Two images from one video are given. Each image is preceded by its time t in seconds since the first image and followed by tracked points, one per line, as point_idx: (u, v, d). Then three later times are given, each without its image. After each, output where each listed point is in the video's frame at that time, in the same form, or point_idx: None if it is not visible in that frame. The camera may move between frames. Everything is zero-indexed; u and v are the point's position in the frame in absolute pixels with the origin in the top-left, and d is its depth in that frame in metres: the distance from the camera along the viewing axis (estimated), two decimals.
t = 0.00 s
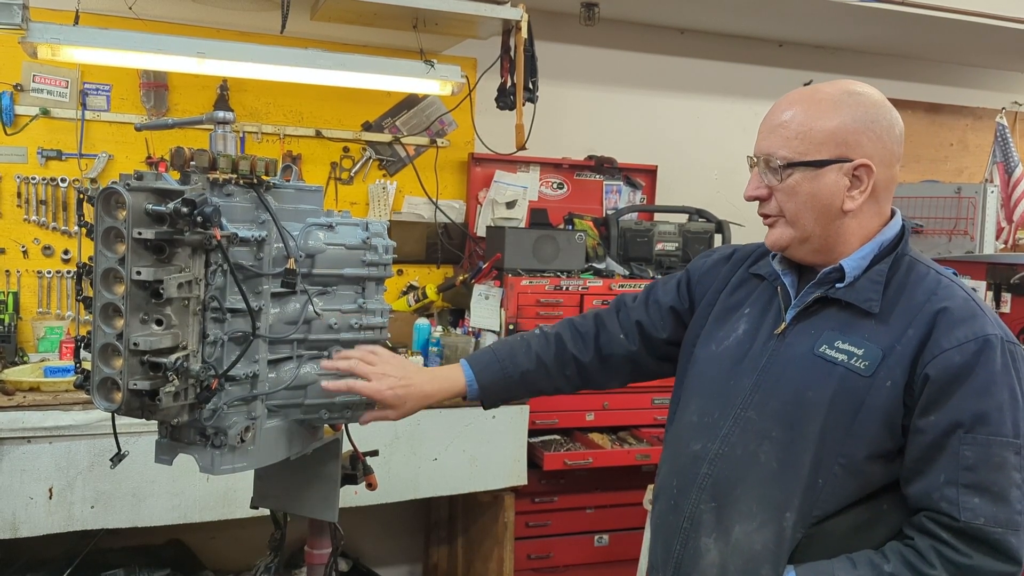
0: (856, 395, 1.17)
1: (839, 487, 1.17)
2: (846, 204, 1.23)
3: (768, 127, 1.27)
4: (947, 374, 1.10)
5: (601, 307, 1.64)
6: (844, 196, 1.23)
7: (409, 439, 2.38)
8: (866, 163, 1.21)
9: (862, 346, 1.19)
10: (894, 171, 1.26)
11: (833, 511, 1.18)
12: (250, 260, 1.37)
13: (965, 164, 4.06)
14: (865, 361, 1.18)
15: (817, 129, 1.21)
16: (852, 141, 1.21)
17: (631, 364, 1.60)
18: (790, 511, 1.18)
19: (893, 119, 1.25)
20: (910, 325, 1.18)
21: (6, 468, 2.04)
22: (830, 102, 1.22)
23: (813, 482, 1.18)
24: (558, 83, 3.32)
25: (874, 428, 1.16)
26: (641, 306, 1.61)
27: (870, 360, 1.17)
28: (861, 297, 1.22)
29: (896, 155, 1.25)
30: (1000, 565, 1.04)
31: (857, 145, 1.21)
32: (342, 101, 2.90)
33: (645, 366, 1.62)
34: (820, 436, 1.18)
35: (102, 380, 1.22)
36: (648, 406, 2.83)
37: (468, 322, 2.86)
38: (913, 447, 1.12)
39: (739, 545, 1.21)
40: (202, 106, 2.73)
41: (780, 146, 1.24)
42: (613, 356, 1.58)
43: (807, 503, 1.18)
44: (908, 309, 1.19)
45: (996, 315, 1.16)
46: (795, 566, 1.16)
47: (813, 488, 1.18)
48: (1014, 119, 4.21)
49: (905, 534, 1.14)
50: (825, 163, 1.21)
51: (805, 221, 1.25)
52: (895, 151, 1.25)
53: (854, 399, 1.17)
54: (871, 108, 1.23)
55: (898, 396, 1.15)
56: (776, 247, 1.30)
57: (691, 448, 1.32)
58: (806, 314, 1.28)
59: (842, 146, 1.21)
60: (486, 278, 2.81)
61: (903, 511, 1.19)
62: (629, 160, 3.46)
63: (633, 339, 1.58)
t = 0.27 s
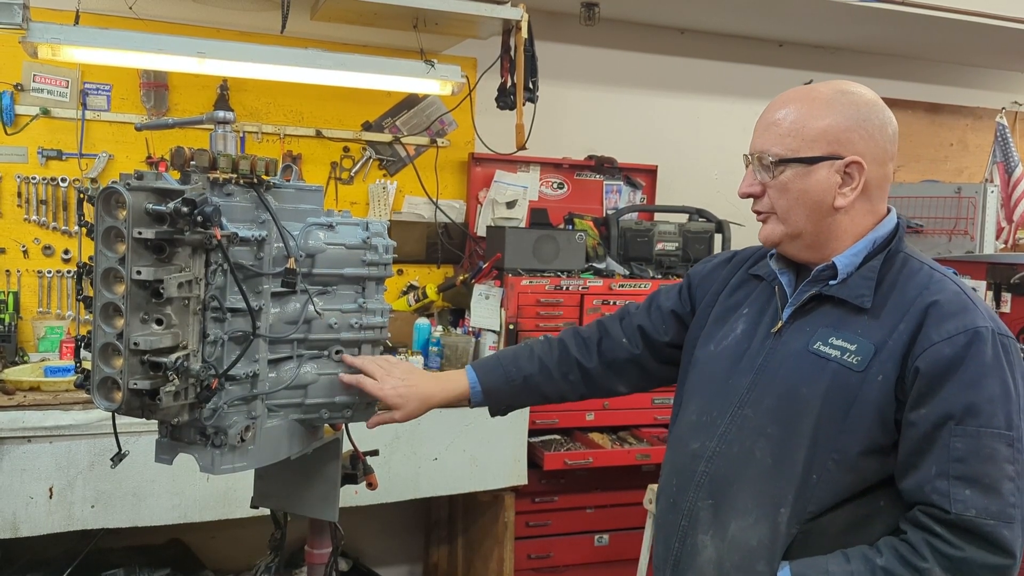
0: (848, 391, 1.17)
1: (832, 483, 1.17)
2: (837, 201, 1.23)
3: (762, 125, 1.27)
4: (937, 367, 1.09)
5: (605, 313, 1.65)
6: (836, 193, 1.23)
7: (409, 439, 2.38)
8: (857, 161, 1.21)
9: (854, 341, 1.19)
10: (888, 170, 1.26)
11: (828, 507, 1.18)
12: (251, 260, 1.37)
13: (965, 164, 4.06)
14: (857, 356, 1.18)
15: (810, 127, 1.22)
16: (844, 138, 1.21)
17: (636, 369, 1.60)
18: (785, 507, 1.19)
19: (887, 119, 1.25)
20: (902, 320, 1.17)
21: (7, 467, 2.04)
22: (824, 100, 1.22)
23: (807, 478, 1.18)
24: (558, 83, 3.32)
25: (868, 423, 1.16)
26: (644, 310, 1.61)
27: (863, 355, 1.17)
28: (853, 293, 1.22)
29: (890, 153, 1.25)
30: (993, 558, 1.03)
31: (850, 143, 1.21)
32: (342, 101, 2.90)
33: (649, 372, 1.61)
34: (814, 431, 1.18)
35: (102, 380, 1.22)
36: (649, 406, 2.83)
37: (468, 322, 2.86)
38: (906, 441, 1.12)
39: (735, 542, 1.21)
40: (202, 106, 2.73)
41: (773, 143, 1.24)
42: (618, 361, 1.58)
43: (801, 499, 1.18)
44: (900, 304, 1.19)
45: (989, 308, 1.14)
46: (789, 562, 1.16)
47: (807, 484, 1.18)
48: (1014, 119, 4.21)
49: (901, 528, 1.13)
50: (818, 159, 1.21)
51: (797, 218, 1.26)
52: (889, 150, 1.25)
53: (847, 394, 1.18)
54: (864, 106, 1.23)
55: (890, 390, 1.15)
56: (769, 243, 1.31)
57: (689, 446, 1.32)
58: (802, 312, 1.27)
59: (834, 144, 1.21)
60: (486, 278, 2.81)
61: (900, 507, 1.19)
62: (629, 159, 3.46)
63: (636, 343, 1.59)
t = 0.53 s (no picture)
0: (840, 387, 1.17)
1: (824, 478, 1.16)
2: (843, 208, 1.23)
3: (763, 131, 1.26)
4: (926, 361, 1.09)
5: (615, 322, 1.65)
6: (842, 200, 1.23)
7: (410, 439, 2.38)
8: (863, 168, 1.21)
9: (846, 337, 1.19)
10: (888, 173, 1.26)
11: (822, 502, 1.17)
12: (252, 260, 1.37)
13: (965, 164, 4.06)
14: (849, 352, 1.17)
15: (815, 135, 1.21)
16: (848, 145, 1.21)
17: (646, 373, 1.58)
18: (779, 503, 1.18)
19: (883, 122, 1.25)
20: (892, 315, 1.17)
21: (7, 467, 2.04)
22: (828, 107, 1.21)
23: (800, 474, 1.18)
24: (558, 83, 3.32)
25: (859, 420, 1.15)
26: (649, 318, 1.61)
27: (855, 351, 1.17)
28: (845, 290, 1.22)
29: (889, 157, 1.25)
30: (984, 550, 1.01)
31: (854, 150, 1.21)
32: (342, 101, 2.91)
33: (660, 378, 1.60)
34: (808, 428, 1.18)
35: (103, 379, 1.22)
36: (649, 406, 2.83)
37: (468, 322, 2.86)
38: (897, 434, 1.11)
39: (731, 537, 1.22)
40: (202, 106, 2.74)
41: (778, 152, 1.23)
42: (629, 362, 1.57)
43: (796, 494, 1.18)
44: (891, 299, 1.19)
45: (980, 302, 1.14)
46: (784, 557, 1.16)
47: (801, 480, 1.18)
48: (1014, 119, 4.21)
49: (896, 522, 1.12)
50: (826, 168, 1.21)
51: (804, 226, 1.25)
52: (888, 153, 1.25)
53: (839, 390, 1.17)
54: (864, 111, 1.23)
55: (881, 384, 1.15)
56: (773, 251, 1.30)
57: (689, 445, 1.33)
58: (797, 311, 1.27)
59: (839, 151, 1.21)
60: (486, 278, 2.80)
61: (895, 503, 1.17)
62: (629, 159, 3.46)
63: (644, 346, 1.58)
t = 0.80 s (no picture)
0: (845, 390, 1.17)
1: (828, 481, 1.17)
2: (840, 209, 1.23)
3: (759, 137, 1.27)
4: (932, 367, 1.09)
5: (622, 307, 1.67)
6: (839, 202, 1.22)
7: (410, 439, 2.38)
8: (858, 168, 1.21)
9: (852, 341, 1.19)
10: (887, 173, 1.25)
11: (826, 504, 1.18)
12: (252, 261, 1.36)
13: (965, 164, 4.06)
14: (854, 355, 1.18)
15: (809, 138, 1.21)
16: (842, 147, 1.21)
17: (647, 360, 1.59)
18: (782, 504, 1.19)
19: (884, 124, 1.25)
20: (898, 320, 1.17)
21: (8, 468, 2.04)
22: (821, 110, 1.21)
23: (802, 476, 1.19)
24: (558, 84, 3.32)
25: (863, 423, 1.15)
26: (654, 306, 1.62)
27: (860, 355, 1.17)
28: (850, 293, 1.22)
29: (887, 156, 1.25)
30: (987, 557, 1.02)
31: (848, 151, 1.21)
32: (342, 101, 2.91)
33: (661, 366, 1.61)
34: (811, 430, 1.18)
35: (104, 380, 1.22)
36: (648, 406, 2.83)
37: (468, 322, 2.86)
38: (901, 440, 1.11)
39: (733, 539, 1.22)
40: (203, 106, 2.74)
41: (773, 157, 1.24)
42: (632, 347, 1.58)
43: (798, 496, 1.19)
44: (897, 304, 1.19)
45: (986, 309, 1.14)
46: (786, 560, 1.17)
47: (803, 481, 1.19)
48: (1014, 119, 4.22)
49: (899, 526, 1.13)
50: (819, 171, 1.21)
51: (802, 229, 1.26)
52: (886, 152, 1.24)
53: (843, 392, 1.17)
54: (857, 110, 1.22)
55: (885, 389, 1.15)
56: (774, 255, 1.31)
57: (693, 445, 1.34)
58: (803, 313, 1.28)
59: (833, 153, 1.21)
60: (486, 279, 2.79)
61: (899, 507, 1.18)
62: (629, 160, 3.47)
63: (649, 332, 1.59)
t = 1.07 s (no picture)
0: (834, 388, 1.16)
1: (815, 478, 1.15)
2: (833, 202, 1.22)
3: (765, 131, 1.29)
4: (917, 367, 1.06)
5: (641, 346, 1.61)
6: (832, 194, 1.22)
7: (410, 439, 2.39)
8: (851, 161, 1.20)
9: (845, 340, 1.17)
10: (891, 170, 1.23)
11: (813, 501, 1.16)
12: (253, 261, 1.36)
13: (965, 165, 4.06)
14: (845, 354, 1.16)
15: (804, 131, 1.23)
16: (837, 140, 1.21)
17: (681, 399, 1.55)
18: (767, 500, 1.18)
19: (894, 122, 1.23)
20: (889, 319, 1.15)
21: (8, 468, 2.04)
22: (820, 105, 1.23)
23: (790, 471, 1.18)
24: (558, 84, 3.32)
25: (849, 421, 1.13)
26: (675, 336, 1.58)
27: (851, 354, 1.16)
28: (846, 291, 1.20)
29: (892, 153, 1.22)
30: (963, 560, 0.98)
31: (844, 144, 1.21)
32: (343, 101, 2.91)
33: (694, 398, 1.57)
34: (800, 426, 1.17)
35: (105, 379, 1.22)
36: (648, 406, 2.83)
37: (468, 322, 2.85)
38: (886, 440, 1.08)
39: (722, 531, 1.23)
40: (203, 106, 2.74)
41: (771, 148, 1.27)
42: (664, 393, 1.54)
43: (784, 492, 1.18)
44: (891, 304, 1.16)
45: (981, 310, 1.09)
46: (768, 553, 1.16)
47: (789, 478, 1.17)
48: (1014, 120, 4.22)
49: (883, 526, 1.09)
50: (811, 162, 1.22)
51: (797, 220, 1.26)
52: (890, 150, 1.22)
53: (832, 392, 1.16)
54: (862, 107, 1.21)
55: (874, 390, 1.12)
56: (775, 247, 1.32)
57: (691, 439, 1.34)
58: (804, 312, 1.27)
59: (827, 145, 1.21)
60: (486, 279, 2.80)
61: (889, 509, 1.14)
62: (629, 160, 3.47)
63: (673, 369, 1.54)
